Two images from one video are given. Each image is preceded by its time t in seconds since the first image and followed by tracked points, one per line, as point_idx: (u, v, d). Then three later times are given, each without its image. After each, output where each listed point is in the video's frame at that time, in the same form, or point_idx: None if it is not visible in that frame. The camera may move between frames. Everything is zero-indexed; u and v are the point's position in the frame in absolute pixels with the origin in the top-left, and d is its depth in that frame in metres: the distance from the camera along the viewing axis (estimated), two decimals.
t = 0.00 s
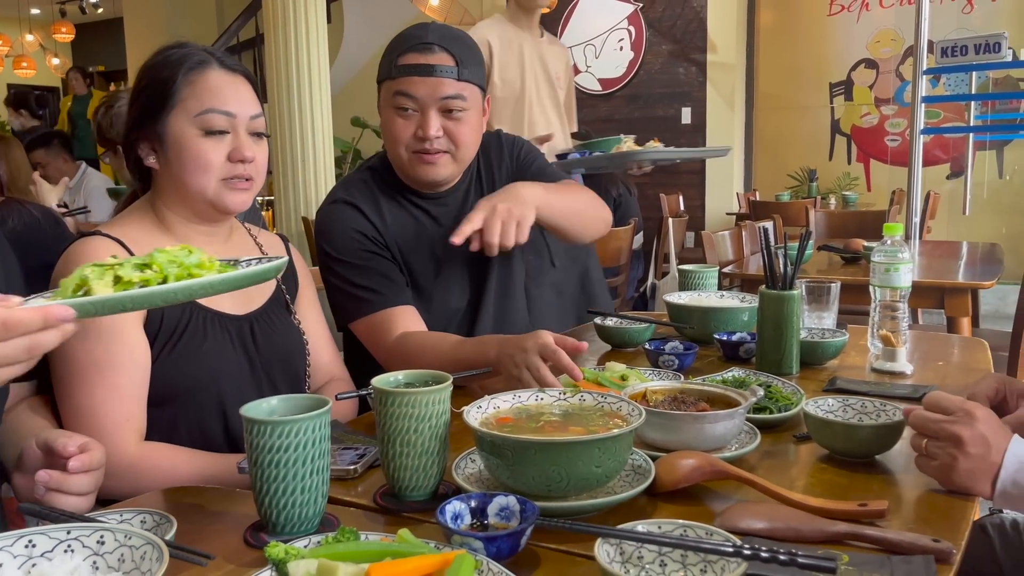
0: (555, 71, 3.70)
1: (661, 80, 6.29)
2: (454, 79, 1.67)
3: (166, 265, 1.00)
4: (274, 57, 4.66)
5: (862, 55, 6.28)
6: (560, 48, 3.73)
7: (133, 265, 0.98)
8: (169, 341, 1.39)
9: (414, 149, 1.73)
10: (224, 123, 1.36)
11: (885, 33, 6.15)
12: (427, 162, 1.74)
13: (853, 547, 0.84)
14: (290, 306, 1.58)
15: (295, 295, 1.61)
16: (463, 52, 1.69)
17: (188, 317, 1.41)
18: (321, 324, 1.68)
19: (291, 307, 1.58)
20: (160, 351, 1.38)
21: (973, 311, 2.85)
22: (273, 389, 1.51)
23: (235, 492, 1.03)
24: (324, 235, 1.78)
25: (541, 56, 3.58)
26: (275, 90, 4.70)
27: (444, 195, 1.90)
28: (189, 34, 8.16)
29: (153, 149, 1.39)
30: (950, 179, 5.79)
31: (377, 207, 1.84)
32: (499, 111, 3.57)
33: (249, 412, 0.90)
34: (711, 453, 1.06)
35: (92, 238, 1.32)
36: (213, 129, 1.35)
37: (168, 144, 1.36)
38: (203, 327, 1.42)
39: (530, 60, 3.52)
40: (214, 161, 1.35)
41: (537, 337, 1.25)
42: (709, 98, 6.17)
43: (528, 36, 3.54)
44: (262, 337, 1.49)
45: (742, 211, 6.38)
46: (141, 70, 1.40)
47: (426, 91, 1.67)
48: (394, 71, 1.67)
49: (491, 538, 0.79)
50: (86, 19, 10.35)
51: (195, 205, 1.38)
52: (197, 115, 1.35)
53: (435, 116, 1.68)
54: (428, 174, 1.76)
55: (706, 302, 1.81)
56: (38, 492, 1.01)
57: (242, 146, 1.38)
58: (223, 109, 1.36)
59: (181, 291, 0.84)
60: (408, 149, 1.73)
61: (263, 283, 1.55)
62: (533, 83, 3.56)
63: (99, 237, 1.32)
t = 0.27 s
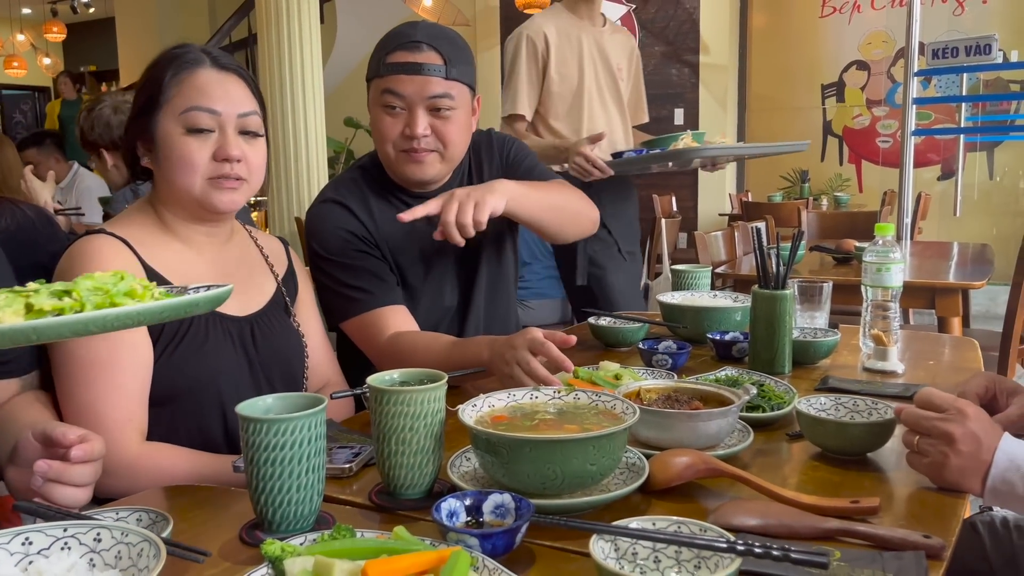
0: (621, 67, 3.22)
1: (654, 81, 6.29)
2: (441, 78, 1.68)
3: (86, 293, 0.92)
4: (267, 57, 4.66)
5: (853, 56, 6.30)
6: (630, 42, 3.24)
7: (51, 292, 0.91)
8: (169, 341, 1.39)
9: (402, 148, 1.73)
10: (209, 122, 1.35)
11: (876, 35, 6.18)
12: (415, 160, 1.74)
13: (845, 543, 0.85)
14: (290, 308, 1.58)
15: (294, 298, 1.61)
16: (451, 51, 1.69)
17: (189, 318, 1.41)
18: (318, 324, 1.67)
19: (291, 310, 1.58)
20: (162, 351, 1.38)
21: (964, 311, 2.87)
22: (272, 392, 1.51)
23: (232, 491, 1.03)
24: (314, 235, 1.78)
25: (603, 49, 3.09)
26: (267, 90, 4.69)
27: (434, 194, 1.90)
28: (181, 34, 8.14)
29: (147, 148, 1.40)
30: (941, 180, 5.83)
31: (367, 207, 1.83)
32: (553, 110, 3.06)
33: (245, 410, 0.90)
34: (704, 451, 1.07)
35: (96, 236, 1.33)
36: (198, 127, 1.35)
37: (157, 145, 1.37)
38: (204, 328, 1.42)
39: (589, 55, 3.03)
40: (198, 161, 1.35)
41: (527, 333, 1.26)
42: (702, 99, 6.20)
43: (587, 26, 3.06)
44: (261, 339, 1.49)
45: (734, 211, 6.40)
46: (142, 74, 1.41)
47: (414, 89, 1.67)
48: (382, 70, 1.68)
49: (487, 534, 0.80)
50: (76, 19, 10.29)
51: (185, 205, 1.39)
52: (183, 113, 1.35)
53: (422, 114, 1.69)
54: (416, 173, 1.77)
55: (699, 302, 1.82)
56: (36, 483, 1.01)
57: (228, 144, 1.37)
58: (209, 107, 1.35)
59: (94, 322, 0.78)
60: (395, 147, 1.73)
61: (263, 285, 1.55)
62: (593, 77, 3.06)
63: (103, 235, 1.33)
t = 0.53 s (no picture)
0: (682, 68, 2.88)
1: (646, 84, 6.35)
2: (432, 81, 1.68)
3: (45, 316, 0.93)
4: (259, 60, 4.66)
5: (843, 60, 6.33)
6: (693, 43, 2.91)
7: (8, 314, 0.92)
8: (167, 343, 1.39)
9: (393, 153, 1.74)
10: (202, 127, 1.36)
11: (866, 39, 6.22)
12: (406, 165, 1.75)
13: (834, 543, 0.85)
14: (286, 313, 1.58)
15: (290, 301, 1.61)
16: (440, 54, 1.70)
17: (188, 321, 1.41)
18: (313, 327, 1.68)
19: (286, 313, 1.58)
20: (161, 353, 1.39)
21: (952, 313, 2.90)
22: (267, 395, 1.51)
23: (227, 493, 1.03)
24: (305, 237, 1.79)
25: (662, 50, 2.76)
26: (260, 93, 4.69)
27: (426, 198, 1.91)
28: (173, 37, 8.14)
29: (145, 153, 1.41)
30: (931, 183, 5.87)
31: (358, 210, 1.84)
32: (608, 121, 2.76)
33: (241, 413, 0.91)
34: (696, 452, 1.08)
35: (95, 238, 1.34)
36: (191, 133, 1.36)
37: (153, 149, 1.38)
38: (201, 331, 1.42)
39: (646, 59, 2.72)
40: (191, 165, 1.36)
41: (520, 343, 1.26)
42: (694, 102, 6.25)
43: (643, 27, 2.74)
44: (258, 342, 1.49)
45: (726, 214, 6.44)
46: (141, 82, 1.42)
47: (405, 93, 1.68)
48: (371, 74, 1.68)
49: (481, 536, 0.80)
50: (68, 20, 10.28)
51: (180, 209, 1.39)
52: (176, 119, 1.36)
53: (413, 118, 1.69)
54: (409, 176, 1.78)
55: (690, 304, 1.83)
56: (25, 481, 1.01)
57: (221, 148, 1.36)
58: (201, 112, 1.36)
59: (50, 347, 0.80)
60: (387, 152, 1.74)
61: (258, 287, 1.55)
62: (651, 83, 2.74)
63: (101, 237, 1.34)
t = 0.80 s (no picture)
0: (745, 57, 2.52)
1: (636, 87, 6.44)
2: (424, 84, 1.69)
3: None
4: (250, 63, 4.66)
5: (833, 63, 6.38)
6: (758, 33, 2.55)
7: None
8: (158, 347, 1.39)
9: (385, 154, 1.76)
10: (243, 138, 1.42)
11: (855, 42, 6.28)
12: (399, 166, 1.77)
13: (820, 542, 0.86)
14: (276, 315, 1.59)
15: (281, 304, 1.61)
16: (431, 56, 1.70)
17: (179, 325, 1.40)
18: (304, 330, 1.68)
19: (276, 315, 1.58)
20: (151, 357, 1.39)
21: (940, 315, 2.92)
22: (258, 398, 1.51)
23: (215, 495, 1.04)
24: (298, 239, 1.79)
25: (717, 39, 2.42)
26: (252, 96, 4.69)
27: (419, 201, 1.92)
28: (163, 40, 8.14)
29: (156, 162, 1.38)
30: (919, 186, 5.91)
31: (351, 211, 1.85)
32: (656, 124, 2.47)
33: (231, 415, 0.91)
34: (684, 453, 1.08)
35: (83, 242, 1.33)
36: (233, 145, 1.40)
37: (178, 159, 1.37)
38: (192, 335, 1.42)
39: (698, 52, 2.40)
40: (238, 177, 1.40)
41: (513, 344, 1.26)
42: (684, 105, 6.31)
43: (695, 15, 2.42)
44: (249, 346, 1.49)
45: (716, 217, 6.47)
46: (129, 86, 1.39)
47: (397, 96, 1.68)
48: (364, 77, 1.68)
49: (469, 536, 0.81)
50: (58, 23, 10.26)
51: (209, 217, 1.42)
52: (220, 132, 1.39)
53: (406, 121, 1.70)
54: (403, 178, 1.79)
55: (680, 307, 1.84)
56: None
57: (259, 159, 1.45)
58: (243, 124, 1.41)
59: None
60: (380, 153, 1.75)
61: (249, 290, 1.55)
62: (703, 76, 2.42)
63: (90, 241, 1.34)
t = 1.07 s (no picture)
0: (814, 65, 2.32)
1: (626, 93, 6.47)
2: (419, 87, 1.70)
3: None
4: (240, 69, 4.66)
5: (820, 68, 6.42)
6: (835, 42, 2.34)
7: None
8: (146, 354, 1.39)
9: (381, 156, 1.76)
10: (243, 146, 1.45)
11: (843, 47, 6.30)
12: (395, 168, 1.77)
13: (802, 543, 0.87)
14: (264, 320, 1.59)
15: (269, 309, 1.62)
16: (424, 61, 1.71)
17: (167, 331, 1.41)
18: (293, 335, 1.69)
19: (265, 320, 1.58)
20: (138, 363, 1.39)
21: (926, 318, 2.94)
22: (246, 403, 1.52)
23: (201, 500, 1.04)
24: (291, 245, 1.80)
25: (779, 44, 2.25)
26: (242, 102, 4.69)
27: (410, 205, 1.93)
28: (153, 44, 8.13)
29: (152, 170, 1.38)
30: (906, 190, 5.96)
31: (345, 216, 1.85)
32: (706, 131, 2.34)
33: (218, 420, 0.92)
34: (670, 456, 1.09)
35: (70, 248, 1.34)
36: (236, 154, 1.44)
37: (173, 166, 1.38)
38: (180, 341, 1.42)
39: (755, 55, 2.24)
40: (239, 185, 1.44)
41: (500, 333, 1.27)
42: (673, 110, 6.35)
43: (757, 19, 2.26)
44: (237, 351, 1.49)
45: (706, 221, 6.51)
46: (123, 95, 1.38)
47: (393, 100, 1.69)
48: (359, 82, 1.69)
49: (455, 539, 0.82)
50: (47, 28, 10.24)
51: (205, 224, 1.44)
52: (224, 143, 1.42)
53: (402, 124, 1.71)
54: (399, 181, 1.79)
55: (667, 311, 1.85)
56: None
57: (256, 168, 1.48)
58: (243, 133, 1.45)
59: None
60: (375, 156, 1.76)
61: (238, 296, 1.56)
62: (757, 81, 2.25)
63: (77, 247, 1.34)
